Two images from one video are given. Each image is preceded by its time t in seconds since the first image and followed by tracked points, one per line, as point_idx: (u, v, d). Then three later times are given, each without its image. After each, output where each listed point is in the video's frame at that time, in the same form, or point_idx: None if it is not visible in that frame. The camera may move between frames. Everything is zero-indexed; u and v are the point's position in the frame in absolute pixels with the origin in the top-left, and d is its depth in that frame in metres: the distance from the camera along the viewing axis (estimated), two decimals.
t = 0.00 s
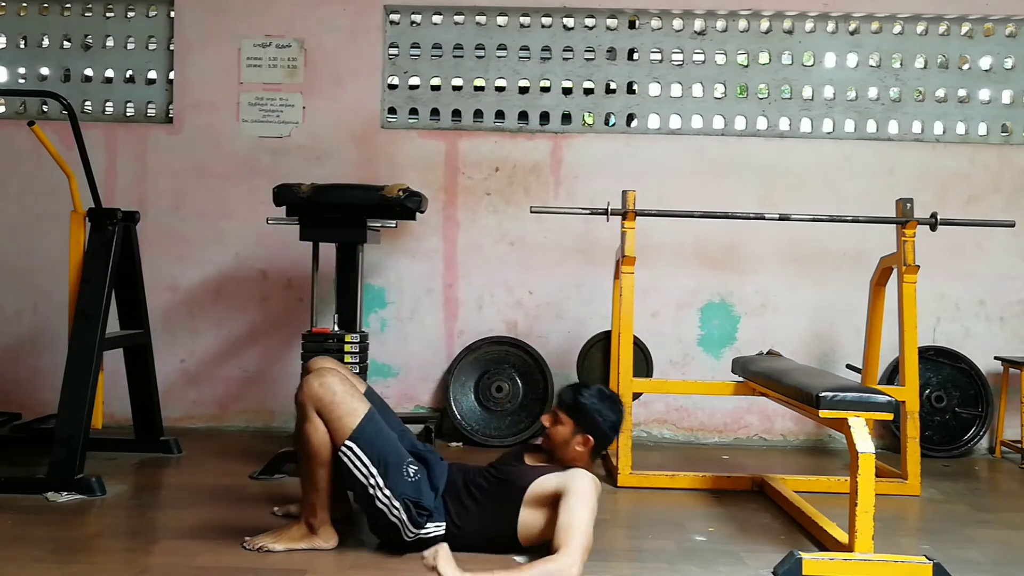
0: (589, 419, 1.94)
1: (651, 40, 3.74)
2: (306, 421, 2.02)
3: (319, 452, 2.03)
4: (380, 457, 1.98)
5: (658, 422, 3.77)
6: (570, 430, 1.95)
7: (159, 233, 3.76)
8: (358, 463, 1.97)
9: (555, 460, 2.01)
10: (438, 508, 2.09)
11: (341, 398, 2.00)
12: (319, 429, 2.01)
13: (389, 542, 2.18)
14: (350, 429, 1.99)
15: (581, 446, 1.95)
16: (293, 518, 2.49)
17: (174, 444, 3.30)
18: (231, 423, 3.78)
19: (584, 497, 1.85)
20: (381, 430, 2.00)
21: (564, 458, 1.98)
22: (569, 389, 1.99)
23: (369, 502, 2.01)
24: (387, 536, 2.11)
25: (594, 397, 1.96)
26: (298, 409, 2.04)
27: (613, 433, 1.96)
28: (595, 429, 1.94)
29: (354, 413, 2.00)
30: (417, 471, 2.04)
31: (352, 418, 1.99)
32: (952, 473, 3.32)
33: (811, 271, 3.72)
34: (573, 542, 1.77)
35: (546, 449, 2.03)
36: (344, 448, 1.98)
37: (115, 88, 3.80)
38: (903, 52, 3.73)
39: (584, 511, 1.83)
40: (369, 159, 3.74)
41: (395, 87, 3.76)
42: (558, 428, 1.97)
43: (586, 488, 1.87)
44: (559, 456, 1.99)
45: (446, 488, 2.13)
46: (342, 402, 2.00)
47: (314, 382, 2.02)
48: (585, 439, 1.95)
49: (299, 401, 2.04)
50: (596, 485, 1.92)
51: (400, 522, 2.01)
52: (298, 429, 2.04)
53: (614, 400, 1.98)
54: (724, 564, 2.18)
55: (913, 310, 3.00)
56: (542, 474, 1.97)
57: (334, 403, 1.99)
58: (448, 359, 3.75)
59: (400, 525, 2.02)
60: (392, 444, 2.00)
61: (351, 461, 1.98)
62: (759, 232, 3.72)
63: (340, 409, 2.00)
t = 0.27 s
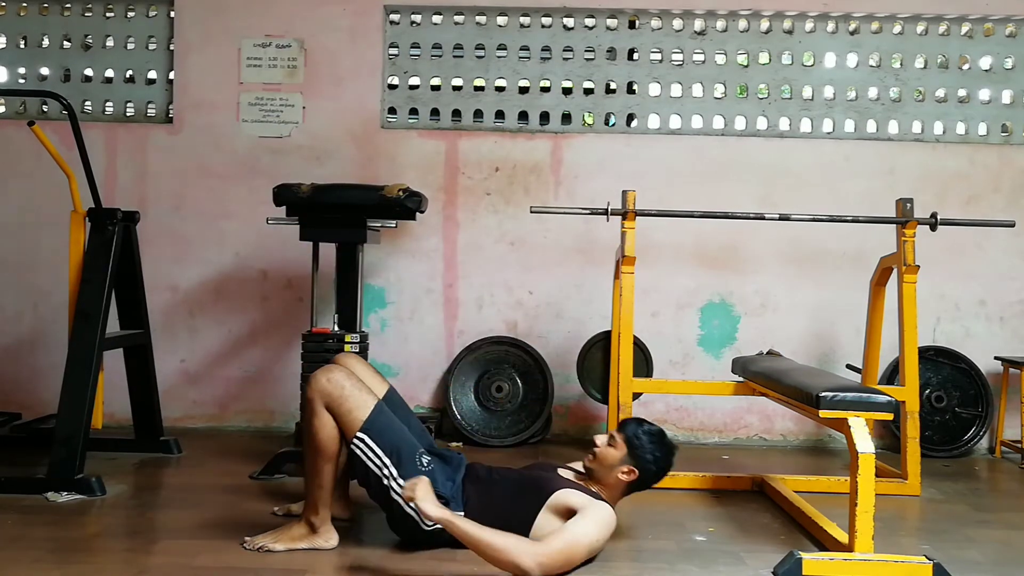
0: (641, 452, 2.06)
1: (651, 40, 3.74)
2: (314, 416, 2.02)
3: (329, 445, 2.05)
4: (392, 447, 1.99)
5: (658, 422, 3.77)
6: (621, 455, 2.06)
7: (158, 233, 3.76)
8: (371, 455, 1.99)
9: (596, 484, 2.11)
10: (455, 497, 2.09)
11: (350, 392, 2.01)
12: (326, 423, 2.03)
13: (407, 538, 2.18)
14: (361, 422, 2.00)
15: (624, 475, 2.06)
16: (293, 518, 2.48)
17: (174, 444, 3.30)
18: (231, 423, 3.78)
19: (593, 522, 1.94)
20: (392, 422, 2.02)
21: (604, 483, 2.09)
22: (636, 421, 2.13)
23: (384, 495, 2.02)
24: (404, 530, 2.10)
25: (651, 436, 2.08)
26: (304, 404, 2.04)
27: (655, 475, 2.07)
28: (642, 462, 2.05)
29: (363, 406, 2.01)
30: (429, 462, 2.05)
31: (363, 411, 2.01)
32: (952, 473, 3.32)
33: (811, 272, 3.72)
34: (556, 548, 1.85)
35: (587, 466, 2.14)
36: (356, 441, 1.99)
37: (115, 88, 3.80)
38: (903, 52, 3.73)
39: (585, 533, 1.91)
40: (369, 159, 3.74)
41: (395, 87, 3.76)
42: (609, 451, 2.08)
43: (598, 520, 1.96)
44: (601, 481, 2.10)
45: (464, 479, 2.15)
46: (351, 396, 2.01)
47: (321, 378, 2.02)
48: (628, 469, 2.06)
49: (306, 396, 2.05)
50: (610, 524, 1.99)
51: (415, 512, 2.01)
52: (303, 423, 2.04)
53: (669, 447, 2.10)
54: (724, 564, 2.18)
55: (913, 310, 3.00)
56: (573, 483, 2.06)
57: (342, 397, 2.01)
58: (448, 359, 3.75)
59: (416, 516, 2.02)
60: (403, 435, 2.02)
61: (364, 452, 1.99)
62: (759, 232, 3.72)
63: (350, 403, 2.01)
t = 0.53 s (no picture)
0: (660, 467, 2.13)
1: (651, 40, 3.74)
2: (318, 417, 2.02)
3: (332, 446, 2.04)
4: (397, 449, 1.97)
5: (658, 422, 3.77)
6: (640, 465, 2.13)
7: (159, 233, 3.76)
8: (376, 454, 1.96)
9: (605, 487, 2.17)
10: (459, 498, 2.07)
11: (355, 394, 2.01)
12: (329, 423, 2.02)
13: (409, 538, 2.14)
14: (365, 423, 1.99)
15: (639, 486, 2.12)
16: (292, 518, 2.48)
17: (174, 444, 3.31)
18: (231, 423, 3.78)
19: (563, 521, 1.98)
20: (396, 424, 2.00)
21: (615, 490, 2.15)
22: (660, 437, 2.20)
23: (387, 495, 1.99)
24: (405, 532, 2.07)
25: (672, 452, 2.16)
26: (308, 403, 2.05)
27: (668, 492, 2.14)
28: (659, 476, 2.13)
29: (367, 408, 2.00)
30: (433, 464, 2.04)
31: (367, 413, 1.99)
32: (952, 473, 3.32)
33: (812, 272, 3.72)
34: (516, 543, 1.91)
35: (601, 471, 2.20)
36: (360, 442, 1.97)
37: (116, 88, 3.80)
38: (903, 52, 3.73)
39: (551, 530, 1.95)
40: (369, 159, 3.74)
41: (395, 87, 3.76)
42: (630, 460, 2.15)
43: (571, 516, 1.99)
44: (611, 487, 2.16)
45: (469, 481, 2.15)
46: (356, 397, 2.00)
47: (326, 378, 2.02)
48: (644, 481, 2.12)
49: (311, 395, 2.05)
50: (592, 525, 2.00)
51: (419, 515, 1.99)
52: (307, 422, 2.04)
53: (687, 468, 2.17)
54: (724, 564, 2.18)
55: (913, 310, 3.00)
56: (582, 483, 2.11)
57: (347, 399, 2.00)
58: (448, 359, 3.75)
59: (419, 517, 1.99)
60: (408, 438, 2.00)
61: (370, 452, 1.96)
62: (759, 232, 3.72)
63: (354, 404, 2.00)
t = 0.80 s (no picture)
0: (671, 480, 2.13)
1: (651, 40, 3.74)
2: (322, 416, 2.03)
3: (335, 445, 2.05)
4: (399, 449, 1.97)
5: (658, 422, 3.77)
6: (652, 475, 2.13)
7: (159, 233, 3.76)
8: (378, 455, 1.96)
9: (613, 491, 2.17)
10: (460, 501, 2.05)
11: (360, 394, 2.01)
12: (334, 422, 2.03)
13: (408, 540, 2.11)
14: (369, 423, 1.99)
15: (647, 495, 2.12)
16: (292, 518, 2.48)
17: (174, 444, 3.30)
18: (231, 423, 3.78)
19: (562, 526, 1.95)
20: (399, 425, 2.01)
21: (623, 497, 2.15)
22: (675, 450, 2.20)
23: (388, 497, 1.98)
24: (405, 535, 2.05)
25: (683, 467, 2.16)
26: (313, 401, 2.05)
27: (673, 504, 2.14)
28: (668, 489, 2.12)
29: (372, 408, 2.01)
30: (435, 467, 2.03)
31: (371, 413, 2.00)
32: (952, 473, 3.32)
33: (812, 271, 3.72)
34: (513, 553, 1.89)
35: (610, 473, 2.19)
36: (363, 442, 1.98)
37: (116, 88, 3.80)
38: (903, 52, 3.73)
39: (548, 538, 1.92)
40: (369, 159, 3.74)
41: (395, 87, 3.76)
42: (642, 468, 2.14)
43: (568, 521, 1.95)
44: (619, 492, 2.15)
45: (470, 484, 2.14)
46: (361, 397, 2.01)
47: (332, 377, 2.02)
48: (653, 491, 2.12)
49: (316, 394, 2.05)
50: (592, 528, 1.97)
51: (420, 517, 1.98)
52: (311, 420, 2.04)
53: (696, 487, 2.17)
54: (724, 564, 2.18)
55: (913, 310, 3.00)
56: (589, 485, 2.10)
57: (352, 398, 2.01)
58: (448, 359, 3.75)
59: (419, 520, 1.99)
60: (411, 438, 2.01)
61: (371, 453, 1.97)
62: (759, 232, 3.72)
63: (359, 404, 2.01)
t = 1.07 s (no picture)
0: (653, 446, 2.14)
1: (651, 40, 3.74)
2: (319, 415, 2.03)
3: (332, 444, 2.04)
4: (396, 448, 1.97)
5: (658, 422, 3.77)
6: (633, 442, 2.14)
7: (159, 233, 3.76)
8: (374, 454, 1.97)
9: (597, 464, 2.17)
10: (458, 500, 2.03)
11: (356, 392, 2.01)
12: (330, 421, 2.02)
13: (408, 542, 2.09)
14: (366, 421, 1.99)
15: (630, 462, 2.12)
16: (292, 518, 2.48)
17: (174, 444, 3.30)
18: (231, 423, 3.78)
19: (547, 508, 1.97)
20: (396, 423, 2.01)
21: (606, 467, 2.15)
22: (654, 418, 2.22)
23: (385, 496, 1.98)
24: (405, 535, 2.04)
25: (664, 433, 2.18)
26: (309, 400, 2.05)
27: (660, 470, 2.15)
28: (649, 454, 2.14)
29: (369, 406, 2.00)
30: (433, 466, 2.02)
31: (368, 411, 2.00)
32: (952, 473, 3.32)
33: (812, 272, 3.72)
34: (510, 549, 1.91)
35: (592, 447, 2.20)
36: (360, 440, 1.98)
37: (116, 88, 3.80)
38: (903, 52, 3.73)
39: (536, 525, 1.95)
40: (369, 159, 3.74)
41: (395, 87, 3.76)
42: (624, 436, 2.16)
43: (551, 503, 1.98)
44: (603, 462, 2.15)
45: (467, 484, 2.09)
46: (358, 395, 2.01)
47: (328, 376, 2.03)
48: (636, 457, 2.13)
49: (312, 392, 2.05)
50: (574, 502, 1.97)
51: (417, 516, 1.97)
52: (308, 419, 2.04)
53: (679, 452, 2.19)
54: (724, 564, 2.18)
55: (913, 310, 3.00)
56: (572, 467, 2.12)
57: (348, 397, 2.00)
58: (448, 359, 3.75)
59: (417, 518, 1.97)
60: (409, 436, 2.00)
61: (368, 451, 1.97)
62: (759, 233, 3.72)
63: (355, 403, 2.00)
